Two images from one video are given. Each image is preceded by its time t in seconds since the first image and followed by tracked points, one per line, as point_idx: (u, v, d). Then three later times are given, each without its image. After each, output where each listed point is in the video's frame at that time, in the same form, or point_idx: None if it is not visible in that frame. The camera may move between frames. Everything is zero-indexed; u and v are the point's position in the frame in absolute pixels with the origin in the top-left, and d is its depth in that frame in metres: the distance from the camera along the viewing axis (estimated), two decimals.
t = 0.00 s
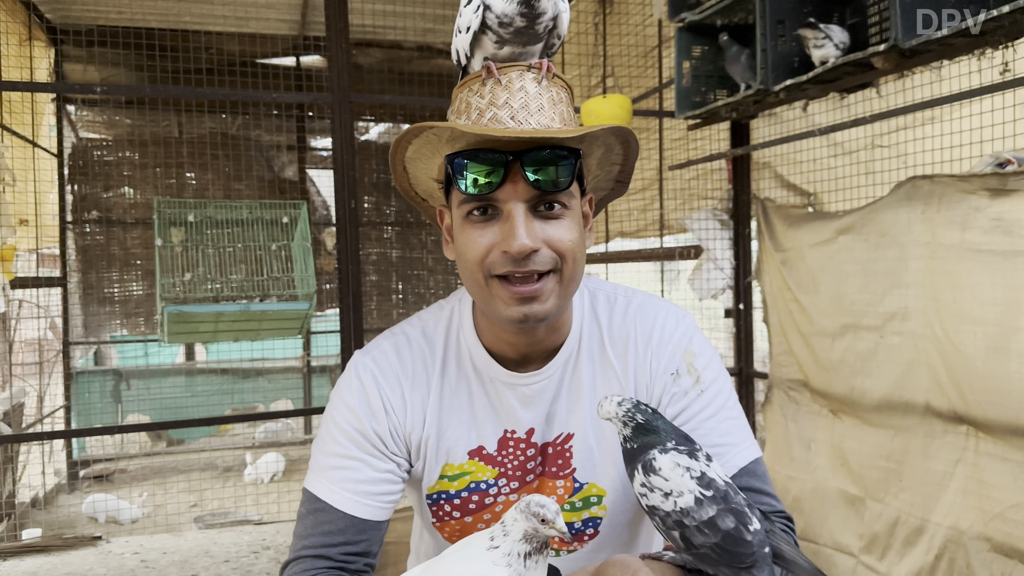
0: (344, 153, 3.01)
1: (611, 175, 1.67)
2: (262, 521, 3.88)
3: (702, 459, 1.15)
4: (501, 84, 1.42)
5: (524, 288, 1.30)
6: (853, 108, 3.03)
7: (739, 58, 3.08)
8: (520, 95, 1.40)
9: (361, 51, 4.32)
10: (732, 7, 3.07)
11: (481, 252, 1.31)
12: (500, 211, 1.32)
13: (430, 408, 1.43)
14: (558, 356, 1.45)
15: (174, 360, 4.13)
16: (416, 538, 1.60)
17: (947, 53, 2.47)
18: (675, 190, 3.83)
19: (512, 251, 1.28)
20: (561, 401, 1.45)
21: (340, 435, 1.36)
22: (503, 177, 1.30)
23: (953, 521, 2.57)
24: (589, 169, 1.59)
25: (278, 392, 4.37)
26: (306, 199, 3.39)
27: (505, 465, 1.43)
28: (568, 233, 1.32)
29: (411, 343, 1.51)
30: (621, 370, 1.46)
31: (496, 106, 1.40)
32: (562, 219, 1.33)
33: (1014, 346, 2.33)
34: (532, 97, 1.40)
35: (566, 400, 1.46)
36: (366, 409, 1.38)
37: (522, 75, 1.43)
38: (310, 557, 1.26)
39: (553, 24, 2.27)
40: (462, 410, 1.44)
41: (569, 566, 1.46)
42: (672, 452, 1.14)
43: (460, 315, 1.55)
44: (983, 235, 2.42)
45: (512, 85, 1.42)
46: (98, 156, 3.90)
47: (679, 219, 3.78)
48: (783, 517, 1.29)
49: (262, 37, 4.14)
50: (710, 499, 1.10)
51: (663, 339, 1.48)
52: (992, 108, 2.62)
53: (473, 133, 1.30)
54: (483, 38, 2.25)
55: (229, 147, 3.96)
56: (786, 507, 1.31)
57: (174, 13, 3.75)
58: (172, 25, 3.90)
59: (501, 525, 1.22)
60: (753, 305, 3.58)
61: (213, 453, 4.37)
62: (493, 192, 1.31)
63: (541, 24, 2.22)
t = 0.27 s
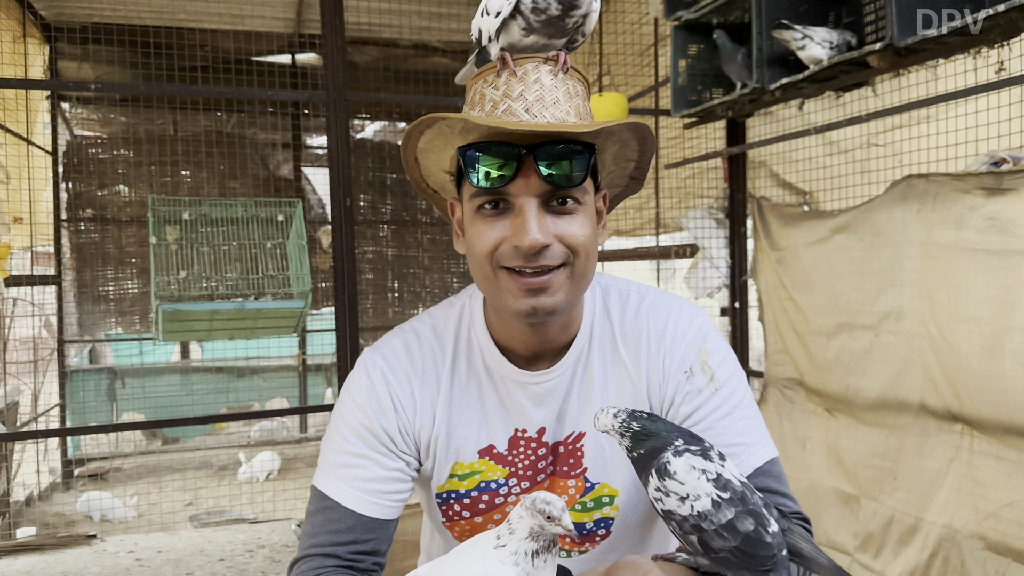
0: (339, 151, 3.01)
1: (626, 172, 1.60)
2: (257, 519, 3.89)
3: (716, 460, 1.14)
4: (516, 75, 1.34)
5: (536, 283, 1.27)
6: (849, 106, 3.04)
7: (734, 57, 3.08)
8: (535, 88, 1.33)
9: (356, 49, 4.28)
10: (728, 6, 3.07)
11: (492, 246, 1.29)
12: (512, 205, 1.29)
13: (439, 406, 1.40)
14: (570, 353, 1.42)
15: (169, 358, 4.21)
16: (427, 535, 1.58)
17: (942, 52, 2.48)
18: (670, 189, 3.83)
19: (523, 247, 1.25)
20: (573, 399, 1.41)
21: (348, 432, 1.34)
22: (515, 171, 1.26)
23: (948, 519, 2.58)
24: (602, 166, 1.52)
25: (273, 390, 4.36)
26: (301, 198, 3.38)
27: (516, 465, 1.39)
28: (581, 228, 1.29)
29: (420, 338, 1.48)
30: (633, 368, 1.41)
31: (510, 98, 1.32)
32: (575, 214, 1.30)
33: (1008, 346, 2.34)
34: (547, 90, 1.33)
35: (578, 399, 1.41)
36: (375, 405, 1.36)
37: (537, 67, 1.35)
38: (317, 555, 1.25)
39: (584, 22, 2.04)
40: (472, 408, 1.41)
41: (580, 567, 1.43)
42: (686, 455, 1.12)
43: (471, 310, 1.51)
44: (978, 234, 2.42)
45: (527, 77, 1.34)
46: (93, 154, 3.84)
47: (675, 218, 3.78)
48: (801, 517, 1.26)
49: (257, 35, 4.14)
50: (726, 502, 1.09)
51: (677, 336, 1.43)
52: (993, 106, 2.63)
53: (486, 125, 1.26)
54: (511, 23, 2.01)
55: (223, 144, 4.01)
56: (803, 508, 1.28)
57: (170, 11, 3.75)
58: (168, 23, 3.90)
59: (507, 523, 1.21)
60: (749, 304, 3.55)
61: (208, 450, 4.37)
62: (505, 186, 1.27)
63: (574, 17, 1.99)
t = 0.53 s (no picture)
0: (333, 148, 3.00)
1: (639, 170, 1.59)
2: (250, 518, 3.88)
3: (725, 456, 1.13)
4: (531, 68, 1.35)
5: (546, 280, 1.25)
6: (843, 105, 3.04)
7: (729, 55, 3.08)
8: (549, 81, 1.33)
9: (351, 47, 4.27)
10: (723, 4, 3.07)
11: (503, 241, 1.28)
12: (524, 200, 1.28)
13: (445, 402, 1.40)
14: (579, 350, 1.41)
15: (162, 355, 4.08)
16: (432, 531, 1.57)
17: (936, 51, 2.48)
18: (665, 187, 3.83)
19: (534, 242, 1.24)
20: (582, 396, 1.41)
21: (354, 427, 1.34)
22: (528, 165, 1.26)
23: (941, 517, 2.58)
24: (615, 163, 1.52)
25: (267, 388, 4.35)
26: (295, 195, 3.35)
27: (522, 463, 1.38)
28: (593, 225, 1.28)
29: (428, 334, 1.48)
30: (645, 365, 1.40)
31: (523, 91, 1.33)
32: (587, 211, 1.29)
33: (1001, 343, 2.35)
34: (561, 83, 1.33)
35: (586, 396, 1.41)
36: (381, 401, 1.36)
37: (552, 60, 1.36)
38: (319, 550, 1.26)
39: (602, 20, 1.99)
40: (479, 405, 1.41)
41: (588, 566, 1.41)
42: (694, 452, 1.12)
43: (480, 306, 1.50)
44: (972, 233, 2.43)
45: (541, 70, 1.35)
46: (86, 151, 3.85)
47: (669, 216, 3.78)
48: (816, 515, 1.25)
49: (250, 32, 4.12)
50: (737, 497, 1.08)
51: (690, 334, 1.41)
52: (984, 106, 2.63)
53: (499, 117, 1.26)
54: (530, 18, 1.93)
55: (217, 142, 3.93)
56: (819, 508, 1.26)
57: (163, 7, 3.72)
58: (160, 19, 3.87)
59: (510, 520, 1.18)
60: (743, 302, 3.56)
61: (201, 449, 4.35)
62: (518, 180, 1.27)
63: (597, 18, 1.93)
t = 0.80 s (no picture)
0: (326, 147, 2.99)
1: (649, 169, 1.59)
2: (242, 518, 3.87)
3: (735, 453, 1.13)
4: (542, 62, 1.34)
5: (550, 277, 1.24)
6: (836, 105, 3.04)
7: (723, 56, 3.07)
8: (561, 76, 1.32)
9: (343, 45, 4.26)
10: (716, 4, 3.08)
11: (509, 236, 1.27)
12: (532, 195, 1.27)
13: (448, 400, 1.39)
14: (583, 349, 1.40)
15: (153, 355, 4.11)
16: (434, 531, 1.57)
17: (929, 51, 2.48)
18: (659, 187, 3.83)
19: (540, 238, 1.23)
20: (588, 395, 1.40)
21: (355, 423, 1.33)
22: (537, 160, 1.25)
23: (933, 517, 2.59)
24: (625, 162, 1.51)
25: (259, 388, 4.34)
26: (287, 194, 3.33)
27: (525, 463, 1.37)
28: (600, 223, 1.27)
29: (432, 331, 1.48)
30: (652, 363, 1.39)
31: (535, 84, 1.31)
32: (594, 208, 1.28)
33: (994, 344, 2.35)
34: (574, 79, 1.32)
35: (592, 395, 1.40)
36: (383, 397, 1.35)
37: (563, 56, 1.36)
38: (317, 546, 1.25)
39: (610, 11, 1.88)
40: (482, 403, 1.40)
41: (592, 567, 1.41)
42: (704, 448, 1.11)
43: (484, 304, 1.50)
44: (965, 233, 2.43)
45: (553, 65, 1.34)
46: (77, 150, 3.80)
47: (662, 216, 3.78)
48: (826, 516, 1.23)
49: (242, 32, 4.11)
50: (746, 495, 1.08)
51: (700, 332, 1.39)
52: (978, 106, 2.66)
53: (507, 110, 1.25)
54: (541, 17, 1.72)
55: (209, 141, 3.95)
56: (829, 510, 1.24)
57: (155, 6, 3.71)
58: (152, 18, 3.86)
59: (513, 516, 1.09)
60: (736, 302, 3.56)
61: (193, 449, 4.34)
62: (525, 175, 1.26)
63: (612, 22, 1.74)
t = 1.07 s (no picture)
0: (319, 148, 2.98)
1: (655, 168, 1.57)
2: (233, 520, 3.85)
3: (744, 451, 1.10)
4: (546, 58, 1.33)
5: (553, 275, 1.24)
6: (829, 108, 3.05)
7: (717, 57, 3.10)
8: (564, 72, 1.31)
9: (336, 46, 4.27)
10: (710, 7, 3.08)
11: (511, 234, 1.26)
12: (534, 192, 1.27)
13: (450, 400, 1.38)
14: (587, 349, 1.39)
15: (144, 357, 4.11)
16: (436, 532, 1.57)
17: (922, 54, 2.49)
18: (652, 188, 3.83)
19: (543, 235, 1.23)
20: (592, 396, 1.39)
21: (356, 423, 1.33)
22: (540, 157, 1.25)
23: (925, 518, 2.59)
24: (631, 160, 1.50)
25: (250, 390, 4.32)
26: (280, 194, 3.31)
27: (528, 465, 1.36)
28: (603, 220, 1.27)
29: (435, 330, 1.47)
30: (658, 364, 1.38)
31: (537, 81, 1.31)
32: (598, 206, 1.27)
33: (985, 345, 2.37)
34: (577, 74, 1.31)
35: (596, 396, 1.39)
36: (385, 397, 1.35)
37: (567, 52, 1.35)
38: (316, 545, 1.25)
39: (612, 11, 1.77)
40: (484, 404, 1.39)
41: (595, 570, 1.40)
42: (712, 445, 1.09)
43: (487, 304, 1.49)
44: (957, 236, 2.44)
45: (557, 60, 1.33)
46: (68, 150, 3.77)
47: (655, 218, 3.78)
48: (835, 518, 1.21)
49: (235, 32, 4.11)
50: (756, 493, 1.05)
51: (707, 332, 1.39)
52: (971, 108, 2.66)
53: (509, 106, 1.25)
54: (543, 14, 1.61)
55: (202, 142, 3.92)
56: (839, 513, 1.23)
57: (147, 6, 3.70)
58: (144, 18, 3.85)
59: (525, 516, 1.07)
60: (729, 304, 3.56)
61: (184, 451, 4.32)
62: (528, 172, 1.26)
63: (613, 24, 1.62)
